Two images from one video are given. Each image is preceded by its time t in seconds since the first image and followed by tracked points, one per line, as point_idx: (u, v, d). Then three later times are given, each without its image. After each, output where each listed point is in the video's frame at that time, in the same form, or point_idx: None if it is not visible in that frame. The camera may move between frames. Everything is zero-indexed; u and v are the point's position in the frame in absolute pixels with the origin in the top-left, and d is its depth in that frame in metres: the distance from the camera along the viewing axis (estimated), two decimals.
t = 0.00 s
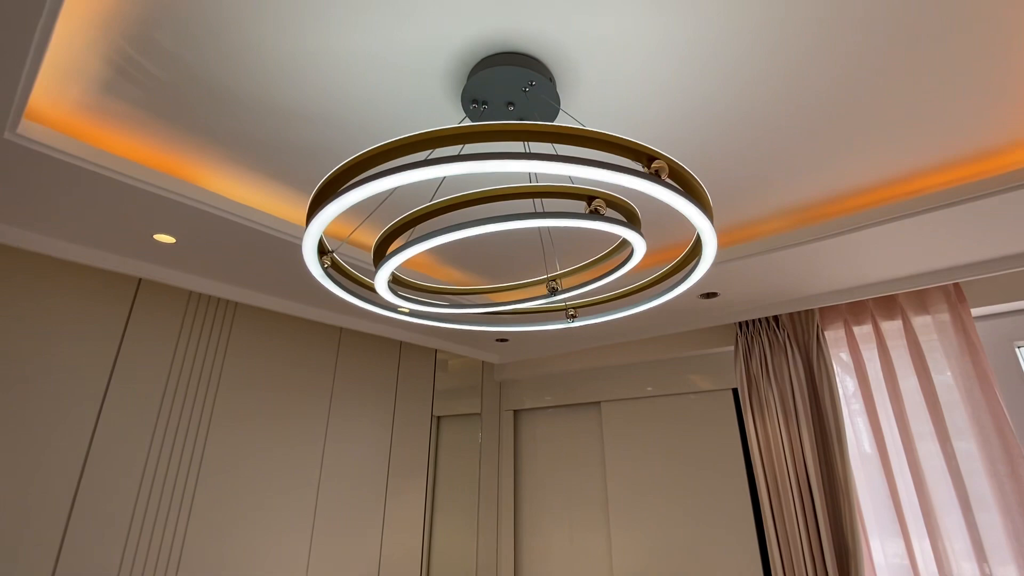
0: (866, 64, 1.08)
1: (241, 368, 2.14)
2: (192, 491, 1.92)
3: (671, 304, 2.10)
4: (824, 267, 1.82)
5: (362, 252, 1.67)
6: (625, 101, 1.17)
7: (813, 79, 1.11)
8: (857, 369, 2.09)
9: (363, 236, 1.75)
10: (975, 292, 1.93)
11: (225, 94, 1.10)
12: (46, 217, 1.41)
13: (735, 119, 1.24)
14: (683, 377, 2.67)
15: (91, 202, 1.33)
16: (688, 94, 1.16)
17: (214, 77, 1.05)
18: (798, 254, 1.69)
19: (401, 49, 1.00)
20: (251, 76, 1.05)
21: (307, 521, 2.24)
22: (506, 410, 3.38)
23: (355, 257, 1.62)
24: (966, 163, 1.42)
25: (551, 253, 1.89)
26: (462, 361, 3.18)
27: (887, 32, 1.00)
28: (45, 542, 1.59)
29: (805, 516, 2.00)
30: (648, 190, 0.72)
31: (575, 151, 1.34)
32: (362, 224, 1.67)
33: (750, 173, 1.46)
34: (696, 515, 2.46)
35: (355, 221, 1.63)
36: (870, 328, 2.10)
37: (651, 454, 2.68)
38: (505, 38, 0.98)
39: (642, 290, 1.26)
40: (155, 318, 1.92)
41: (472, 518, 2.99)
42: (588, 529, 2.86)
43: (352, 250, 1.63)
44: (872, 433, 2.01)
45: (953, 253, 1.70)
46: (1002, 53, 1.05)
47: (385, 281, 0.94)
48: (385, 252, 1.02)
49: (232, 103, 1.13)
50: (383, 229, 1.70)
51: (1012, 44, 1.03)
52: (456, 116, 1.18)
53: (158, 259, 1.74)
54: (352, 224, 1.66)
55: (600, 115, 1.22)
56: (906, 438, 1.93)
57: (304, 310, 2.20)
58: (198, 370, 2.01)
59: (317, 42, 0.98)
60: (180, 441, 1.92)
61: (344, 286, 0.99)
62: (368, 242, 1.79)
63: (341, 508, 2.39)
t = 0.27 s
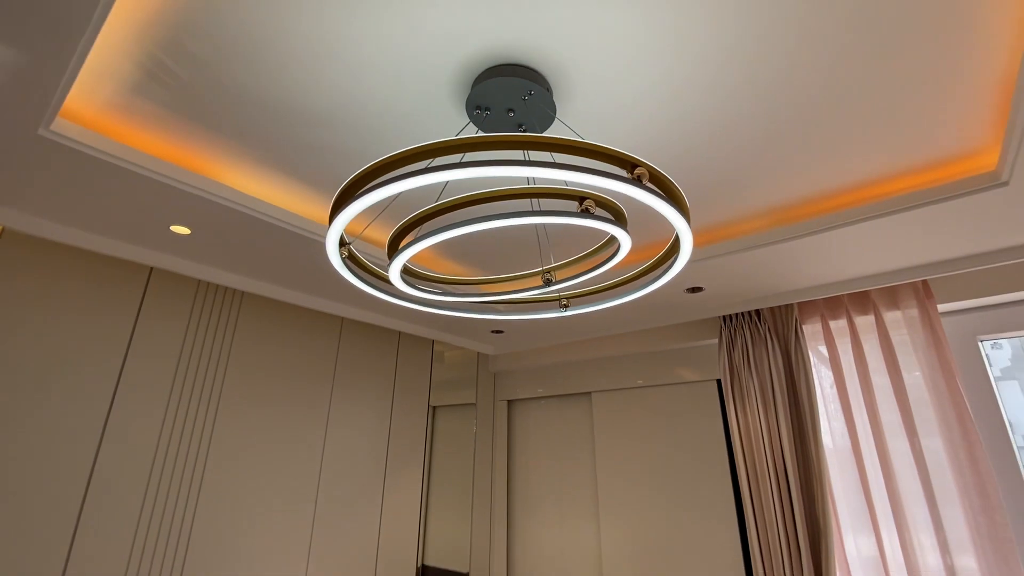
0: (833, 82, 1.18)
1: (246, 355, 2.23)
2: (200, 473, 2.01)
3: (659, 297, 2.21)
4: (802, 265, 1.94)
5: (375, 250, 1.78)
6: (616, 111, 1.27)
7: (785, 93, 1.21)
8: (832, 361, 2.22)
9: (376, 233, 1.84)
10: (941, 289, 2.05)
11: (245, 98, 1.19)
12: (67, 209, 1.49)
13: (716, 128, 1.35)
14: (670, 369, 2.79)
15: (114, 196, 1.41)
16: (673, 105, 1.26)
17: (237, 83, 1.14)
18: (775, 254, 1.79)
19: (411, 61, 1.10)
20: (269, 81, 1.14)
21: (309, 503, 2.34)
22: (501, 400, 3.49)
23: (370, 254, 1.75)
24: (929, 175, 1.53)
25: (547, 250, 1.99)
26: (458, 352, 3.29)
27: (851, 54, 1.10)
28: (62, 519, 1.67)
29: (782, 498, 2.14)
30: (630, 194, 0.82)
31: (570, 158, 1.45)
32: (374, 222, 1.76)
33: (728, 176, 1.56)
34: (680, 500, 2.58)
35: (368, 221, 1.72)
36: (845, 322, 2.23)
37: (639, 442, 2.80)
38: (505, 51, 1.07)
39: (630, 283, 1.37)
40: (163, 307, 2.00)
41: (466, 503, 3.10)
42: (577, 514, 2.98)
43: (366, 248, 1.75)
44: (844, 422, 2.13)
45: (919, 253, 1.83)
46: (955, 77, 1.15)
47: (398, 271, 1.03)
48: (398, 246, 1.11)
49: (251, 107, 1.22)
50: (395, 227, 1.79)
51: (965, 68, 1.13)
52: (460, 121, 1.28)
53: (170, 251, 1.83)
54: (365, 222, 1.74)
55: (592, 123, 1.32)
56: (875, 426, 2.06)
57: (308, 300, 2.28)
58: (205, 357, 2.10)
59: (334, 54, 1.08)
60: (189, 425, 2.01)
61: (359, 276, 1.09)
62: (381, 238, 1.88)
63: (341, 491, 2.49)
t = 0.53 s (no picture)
0: (804, 93, 1.27)
1: (248, 343, 2.31)
2: (205, 455, 2.10)
3: (645, 290, 2.32)
4: (779, 261, 2.05)
5: (379, 243, 1.87)
6: (603, 116, 1.37)
7: (759, 102, 1.31)
8: (807, 351, 2.34)
9: (380, 227, 1.92)
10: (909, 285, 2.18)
11: (257, 98, 1.27)
12: (82, 199, 1.56)
13: (697, 134, 1.44)
14: (655, 359, 2.91)
15: (128, 187, 1.49)
16: (656, 112, 1.35)
17: (250, 84, 1.22)
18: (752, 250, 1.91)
19: (413, 67, 1.18)
20: (279, 83, 1.22)
21: (307, 486, 2.44)
22: (493, 389, 3.60)
23: (376, 248, 1.85)
24: (893, 179, 1.64)
25: (538, 244, 2.09)
26: (452, 342, 3.39)
27: (819, 69, 1.20)
28: (74, 496, 1.75)
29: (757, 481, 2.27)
30: (610, 193, 0.92)
31: (560, 160, 1.55)
32: (378, 217, 1.85)
33: (706, 178, 1.66)
34: (664, 484, 2.70)
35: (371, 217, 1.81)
36: (820, 315, 2.36)
37: (625, 429, 2.92)
38: (500, 59, 1.16)
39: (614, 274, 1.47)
40: (168, 295, 2.08)
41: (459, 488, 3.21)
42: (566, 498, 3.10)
43: (371, 241, 1.85)
44: (817, 409, 2.26)
45: (887, 251, 1.95)
46: (913, 92, 1.26)
47: (401, 262, 1.12)
48: (401, 239, 1.20)
49: (263, 106, 1.30)
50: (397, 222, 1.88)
51: (922, 83, 1.23)
52: (458, 122, 1.37)
53: (176, 241, 1.90)
54: (368, 218, 1.83)
55: (581, 127, 1.41)
56: (846, 413, 2.18)
57: (308, 290, 2.37)
58: (208, 344, 2.17)
59: (341, 60, 1.16)
60: (193, 408, 2.09)
61: (366, 266, 1.18)
62: (383, 232, 1.97)
63: (339, 474, 2.58)
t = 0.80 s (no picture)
0: (780, 99, 1.37)
1: (251, 330, 2.39)
2: (210, 437, 2.19)
3: (633, 282, 2.42)
4: (760, 255, 2.16)
5: (383, 237, 1.96)
6: (594, 119, 1.46)
7: (736, 107, 1.41)
8: (786, 341, 2.46)
9: (382, 221, 2.01)
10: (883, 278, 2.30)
11: (268, 99, 1.35)
12: (96, 191, 1.64)
13: (682, 136, 1.54)
14: (644, 349, 3.02)
15: (141, 180, 1.56)
16: (643, 116, 1.45)
17: (263, 85, 1.30)
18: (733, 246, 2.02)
19: (417, 72, 1.27)
20: (289, 84, 1.30)
21: (308, 469, 2.53)
22: (487, 378, 3.71)
23: (382, 242, 1.94)
24: (863, 179, 1.75)
25: (532, 237, 2.18)
26: (447, 332, 3.48)
27: (788, 78, 1.30)
28: (87, 474, 1.83)
29: (737, 464, 2.41)
30: (596, 193, 1.01)
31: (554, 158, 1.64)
32: (382, 213, 1.93)
33: (687, 177, 1.76)
34: (649, 467, 2.83)
35: (376, 211, 1.90)
36: (799, 306, 2.48)
37: (614, 416, 3.04)
38: (497, 66, 1.25)
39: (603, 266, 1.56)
40: (174, 284, 2.15)
41: (454, 472, 3.33)
42: (557, 481, 3.23)
43: (377, 235, 1.94)
44: (794, 395, 2.39)
45: (861, 246, 2.06)
46: (876, 99, 1.36)
47: (406, 254, 1.22)
48: (405, 233, 1.30)
49: (274, 106, 1.38)
50: (398, 215, 1.96)
51: (883, 92, 1.34)
52: (457, 122, 1.45)
53: (184, 232, 1.97)
54: (373, 213, 1.92)
55: (573, 129, 1.50)
56: (821, 399, 2.31)
57: (310, 280, 2.45)
58: (213, 331, 2.26)
59: (350, 64, 1.24)
60: (200, 392, 2.18)
61: (372, 258, 1.27)
62: (386, 226, 2.05)
63: (338, 457, 2.68)
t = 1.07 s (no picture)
0: (765, 99, 1.45)
1: (254, 317, 2.46)
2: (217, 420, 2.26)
3: (626, 271, 2.51)
4: (746, 246, 2.25)
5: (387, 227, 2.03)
6: (589, 116, 1.53)
7: (725, 106, 1.48)
8: (771, 329, 2.57)
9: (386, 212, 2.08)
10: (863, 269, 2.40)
11: (279, 94, 1.41)
12: (109, 181, 1.69)
13: (673, 133, 1.61)
14: (635, 336, 3.12)
15: (153, 171, 1.61)
16: (637, 113, 1.52)
17: (275, 81, 1.36)
18: (721, 238, 2.10)
19: (422, 70, 1.33)
20: (300, 81, 1.36)
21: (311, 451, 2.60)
22: (482, 365, 3.81)
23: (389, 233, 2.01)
24: (843, 175, 1.84)
25: (529, 228, 2.26)
26: (444, 320, 3.57)
27: (772, 80, 1.38)
28: (101, 454, 1.91)
29: (722, 446, 2.52)
30: (590, 189, 1.09)
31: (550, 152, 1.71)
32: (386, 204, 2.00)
33: (678, 172, 1.83)
34: (640, 450, 2.94)
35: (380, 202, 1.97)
36: (783, 296, 2.58)
37: (606, 401, 3.15)
38: (499, 66, 1.32)
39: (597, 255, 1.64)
40: (181, 272, 2.22)
41: (451, 455, 3.42)
42: (550, 464, 3.34)
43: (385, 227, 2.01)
44: (777, 381, 2.50)
45: (843, 238, 2.15)
46: (853, 101, 1.45)
47: (412, 244, 1.30)
48: (411, 225, 1.38)
49: (284, 101, 1.44)
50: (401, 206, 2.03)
51: (861, 94, 1.42)
52: (458, 117, 1.52)
53: (191, 221, 2.03)
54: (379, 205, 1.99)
55: (569, 125, 1.57)
56: (802, 384, 2.42)
57: (312, 268, 2.52)
58: (219, 318, 2.32)
59: (358, 62, 1.30)
60: (206, 376, 2.25)
61: (381, 248, 1.35)
62: (390, 218, 2.12)
63: (339, 441, 2.76)
